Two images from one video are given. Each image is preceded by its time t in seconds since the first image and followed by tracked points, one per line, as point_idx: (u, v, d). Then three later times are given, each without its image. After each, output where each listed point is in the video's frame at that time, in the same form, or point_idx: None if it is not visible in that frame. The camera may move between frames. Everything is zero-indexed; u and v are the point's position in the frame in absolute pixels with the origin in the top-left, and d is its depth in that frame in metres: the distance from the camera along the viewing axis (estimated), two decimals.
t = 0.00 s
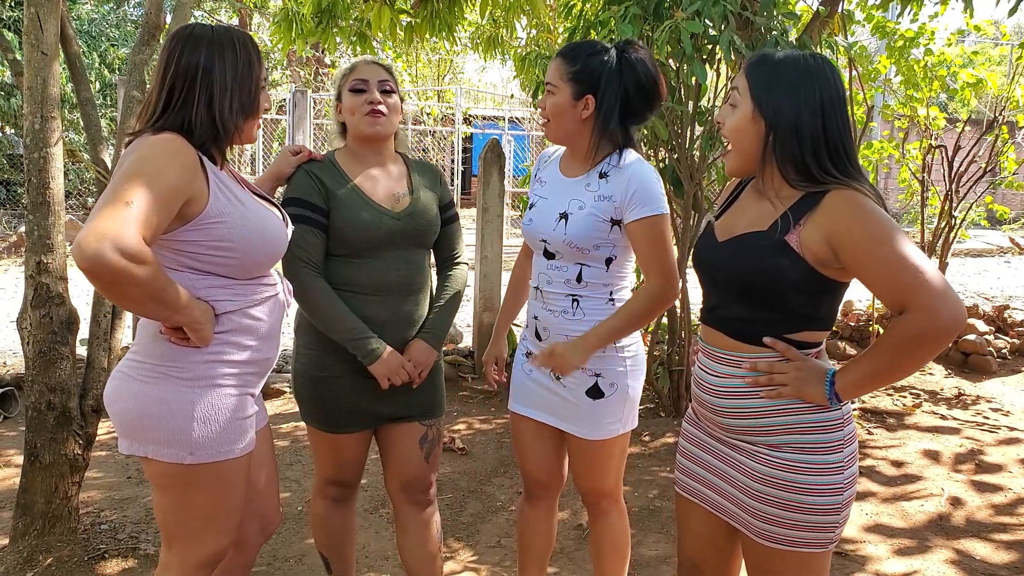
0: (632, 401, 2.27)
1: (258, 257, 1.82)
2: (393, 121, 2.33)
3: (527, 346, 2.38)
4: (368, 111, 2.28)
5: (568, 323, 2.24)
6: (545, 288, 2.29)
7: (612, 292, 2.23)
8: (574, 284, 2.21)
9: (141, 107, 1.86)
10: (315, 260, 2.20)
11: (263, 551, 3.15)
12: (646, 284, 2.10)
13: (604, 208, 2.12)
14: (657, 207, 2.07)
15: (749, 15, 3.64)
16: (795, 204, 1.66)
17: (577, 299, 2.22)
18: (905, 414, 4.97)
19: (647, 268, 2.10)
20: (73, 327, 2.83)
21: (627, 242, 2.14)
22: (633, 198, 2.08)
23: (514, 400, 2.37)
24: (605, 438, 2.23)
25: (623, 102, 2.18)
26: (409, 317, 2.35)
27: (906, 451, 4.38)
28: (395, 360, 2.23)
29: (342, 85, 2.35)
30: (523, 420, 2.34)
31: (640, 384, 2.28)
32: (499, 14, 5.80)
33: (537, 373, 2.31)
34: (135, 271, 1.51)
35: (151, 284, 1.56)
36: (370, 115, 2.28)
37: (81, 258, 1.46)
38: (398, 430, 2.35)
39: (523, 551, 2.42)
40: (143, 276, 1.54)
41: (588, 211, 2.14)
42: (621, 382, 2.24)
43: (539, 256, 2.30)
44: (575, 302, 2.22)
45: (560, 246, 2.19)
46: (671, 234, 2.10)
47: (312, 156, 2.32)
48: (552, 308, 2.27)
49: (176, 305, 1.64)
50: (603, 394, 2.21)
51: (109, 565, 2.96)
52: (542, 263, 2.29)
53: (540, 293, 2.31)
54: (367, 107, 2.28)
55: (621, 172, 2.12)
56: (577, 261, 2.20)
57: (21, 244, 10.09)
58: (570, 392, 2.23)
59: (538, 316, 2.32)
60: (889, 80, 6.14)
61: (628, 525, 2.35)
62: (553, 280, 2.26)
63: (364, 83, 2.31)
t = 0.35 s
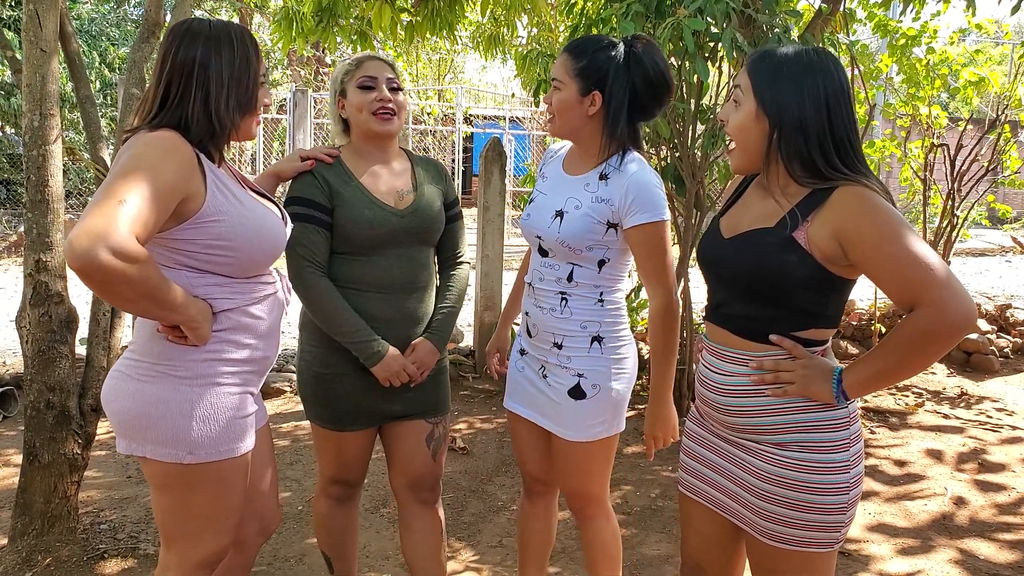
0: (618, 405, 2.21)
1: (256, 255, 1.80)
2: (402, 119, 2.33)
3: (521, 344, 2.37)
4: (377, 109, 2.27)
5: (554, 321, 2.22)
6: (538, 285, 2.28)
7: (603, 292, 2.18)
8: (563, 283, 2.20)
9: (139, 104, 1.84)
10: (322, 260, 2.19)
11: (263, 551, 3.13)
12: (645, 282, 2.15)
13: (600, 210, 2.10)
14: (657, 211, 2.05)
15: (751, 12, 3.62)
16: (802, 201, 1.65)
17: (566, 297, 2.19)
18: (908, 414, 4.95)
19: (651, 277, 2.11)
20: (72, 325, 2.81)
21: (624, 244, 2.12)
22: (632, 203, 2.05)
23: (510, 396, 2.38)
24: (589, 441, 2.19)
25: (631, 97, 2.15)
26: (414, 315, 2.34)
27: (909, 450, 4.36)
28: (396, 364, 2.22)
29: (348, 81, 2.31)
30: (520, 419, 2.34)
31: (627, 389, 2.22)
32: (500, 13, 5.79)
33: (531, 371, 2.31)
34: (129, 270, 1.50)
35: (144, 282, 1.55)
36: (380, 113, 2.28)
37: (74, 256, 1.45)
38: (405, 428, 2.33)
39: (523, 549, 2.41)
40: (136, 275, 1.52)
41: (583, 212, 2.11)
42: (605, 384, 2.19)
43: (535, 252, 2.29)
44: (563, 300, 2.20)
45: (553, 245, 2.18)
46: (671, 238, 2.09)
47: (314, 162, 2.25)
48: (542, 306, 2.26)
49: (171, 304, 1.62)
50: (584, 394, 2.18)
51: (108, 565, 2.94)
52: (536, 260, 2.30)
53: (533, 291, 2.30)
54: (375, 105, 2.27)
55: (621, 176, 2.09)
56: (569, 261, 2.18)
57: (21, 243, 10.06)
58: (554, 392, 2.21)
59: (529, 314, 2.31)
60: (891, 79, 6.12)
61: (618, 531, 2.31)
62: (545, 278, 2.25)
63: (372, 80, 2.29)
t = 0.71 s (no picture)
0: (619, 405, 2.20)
1: (257, 254, 1.79)
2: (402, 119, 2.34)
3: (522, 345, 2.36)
4: (380, 110, 2.27)
5: (555, 322, 2.22)
6: (539, 286, 2.28)
7: (604, 294, 2.18)
8: (564, 284, 2.19)
9: (138, 105, 1.84)
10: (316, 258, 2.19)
11: (263, 551, 3.13)
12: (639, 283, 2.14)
13: (599, 212, 2.09)
14: (655, 215, 2.03)
15: (752, 12, 3.61)
16: (801, 202, 1.64)
17: (567, 299, 2.19)
18: (908, 414, 4.95)
19: (636, 280, 2.03)
20: (72, 326, 2.80)
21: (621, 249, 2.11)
22: (630, 205, 2.04)
23: (511, 397, 2.37)
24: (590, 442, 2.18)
25: (633, 97, 2.13)
26: (407, 312, 2.33)
27: (909, 450, 4.35)
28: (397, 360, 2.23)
29: (349, 81, 2.29)
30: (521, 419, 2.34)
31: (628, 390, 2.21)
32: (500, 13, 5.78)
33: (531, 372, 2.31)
34: (131, 269, 1.50)
35: (147, 282, 1.54)
36: (381, 115, 2.28)
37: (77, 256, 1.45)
38: (399, 426, 2.33)
39: (522, 549, 2.41)
40: (139, 275, 1.52)
41: (583, 214, 2.11)
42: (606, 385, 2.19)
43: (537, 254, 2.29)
44: (565, 302, 2.20)
45: (553, 246, 2.19)
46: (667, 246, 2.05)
47: (316, 162, 2.25)
48: (543, 307, 2.26)
49: (172, 304, 1.62)
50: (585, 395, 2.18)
51: (109, 565, 2.94)
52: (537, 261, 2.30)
53: (534, 292, 2.30)
54: (377, 107, 2.27)
55: (622, 177, 2.07)
56: (569, 263, 2.18)
57: (21, 243, 10.06)
58: (556, 392, 2.21)
59: (530, 315, 2.31)
60: (892, 79, 6.11)
61: (619, 530, 2.31)
62: (546, 279, 2.24)
63: (374, 82, 2.28)
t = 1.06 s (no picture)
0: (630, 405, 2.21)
1: (261, 251, 1.80)
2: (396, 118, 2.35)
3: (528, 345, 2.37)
4: (379, 112, 2.29)
5: (562, 324, 2.22)
6: (545, 287, 2.28)
7: (612, 295, 2.18)
8: (571, 285, 2.19)
9: (140, 102, 1.85)
10: (310, 257, 2.18)
11: (264, 551, 3.13)
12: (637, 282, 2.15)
13: (603, 209, 2.09)
14: (657, 211, 2.03)
15: (752, 12, 3.61)
16: (796, 202, 1.65)
17: (575, 300, 2.19)
18: (909, 413, 4.94)
19: (638, 279, 2.03)
20: (72, 325, 2.81)
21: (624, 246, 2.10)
22: (633, 200, 2.04)
23: (516, 398, 2.37)
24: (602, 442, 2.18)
25: (630, 93, 2.14)
26: (403, 308, 2.33)
27: (910, 450, 4.35)
28: (386, 359, 2.21)
29: (346, 82, 2.28)
30: (526, 419, 2.34)
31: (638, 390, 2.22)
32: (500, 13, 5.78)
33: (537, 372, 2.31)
34: (145, 266, 1.50)
35: (161, 278, 1.55)
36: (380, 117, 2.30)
37: (93, 255, 1.46)
38: (396, 424, 2.33)
39: (523, 549, 2.42)
40: (154, 271, 1.52)
41: (587, 211, 2.11)
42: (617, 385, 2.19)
43: (543, 253, 2.29)
44: (573, 303, 2.20)
45: (558, 245, 2.18)
46: (670, 243, 2.05)
47: (310, 163, 2.23)
48: (549, 308, 2.26)
49: (184, 301, 1.62)
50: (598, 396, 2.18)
51: (109, 565, 2.94)
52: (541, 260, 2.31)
53: (540, 293, 2.30)
54: (376, 109, 2.28)
55: (624, 173, 2.07)
56: (575, 262, 2.18)
57: (22, 243, 10.05)
58: (568, 392, 2.21)
59: (537, 316, 2.31)
60: (892, 79, 6.11)
61: (631, 524, 2.33)
62: (553, 279, 2.25)
63: (371, 83, 2.29)
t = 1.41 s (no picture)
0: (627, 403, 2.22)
1: (261, 251, 1.80)
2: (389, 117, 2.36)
3: (528, 345, 2.37)
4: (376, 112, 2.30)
5: (563, 324, 2.22)
6: (546, 286, 2.28)
7: (612, 294, 2.19)
8: (573, 284, 2.19)
9: (139, 101, 1.84)
10: (305, 258, 2.17)
11: (263, 551, 3.13)
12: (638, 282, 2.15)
13: (604, 208, 2.09)
14: (661, 209, 2.02)
15: (751, 12, 3.61)
16: (786, 201, 1.65)
17: (575, 299, 2.19)
18: (908, 413, 4.94)
19: (646, 279, 2.04)
20: (71, 325, 2.80)
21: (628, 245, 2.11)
22: (636, 199, 2.04)
23: (516, 398, 2.37)
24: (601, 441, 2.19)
25: (626, 91, 2.13)
26: (401, 308, 2.33)
27: (909, 450, 4.35)
28: (368, 370, 2.17)
29: (342, 81, 2.28)
30: (526, 419, 2.34)
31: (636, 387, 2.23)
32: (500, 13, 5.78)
33: (537, 372, 2.31)
34: (154, 263, 1.49)
35: (169, 276, 1.54)
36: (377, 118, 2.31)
37: (102, 252, 1.45)
38: (395, 424, 2.33)
39: (523, 549, 2.41)
40: (162, 269, 1.52)
41: (588, 211, 2.11)
42: (616, 384, 2.20)
43: (544, 254, 2.29)
44: (573, 302, 2.19)
45: (560, 245, 2.18)
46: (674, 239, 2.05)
47: (306, 165, 2.22)
48: (550, 307, 2.26)
49: (188, 299, 1.61)
50: (598, 396, 2.18)
51: (108, 565, 2.94)
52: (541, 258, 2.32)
53: (541, 292, 2.30)
54: (374, 109, 2.30)
55: (625, 172, 2.07)
56: (577, 262, 2.17)
57: (21, 243, 10.05)
58: (567, 392, 2.21)
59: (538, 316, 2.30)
60: (892, 79, 6.11)
61: (629, 525, 2.32)
62: (554, 279, 2.24)
63: (366, 84, 2.29)
